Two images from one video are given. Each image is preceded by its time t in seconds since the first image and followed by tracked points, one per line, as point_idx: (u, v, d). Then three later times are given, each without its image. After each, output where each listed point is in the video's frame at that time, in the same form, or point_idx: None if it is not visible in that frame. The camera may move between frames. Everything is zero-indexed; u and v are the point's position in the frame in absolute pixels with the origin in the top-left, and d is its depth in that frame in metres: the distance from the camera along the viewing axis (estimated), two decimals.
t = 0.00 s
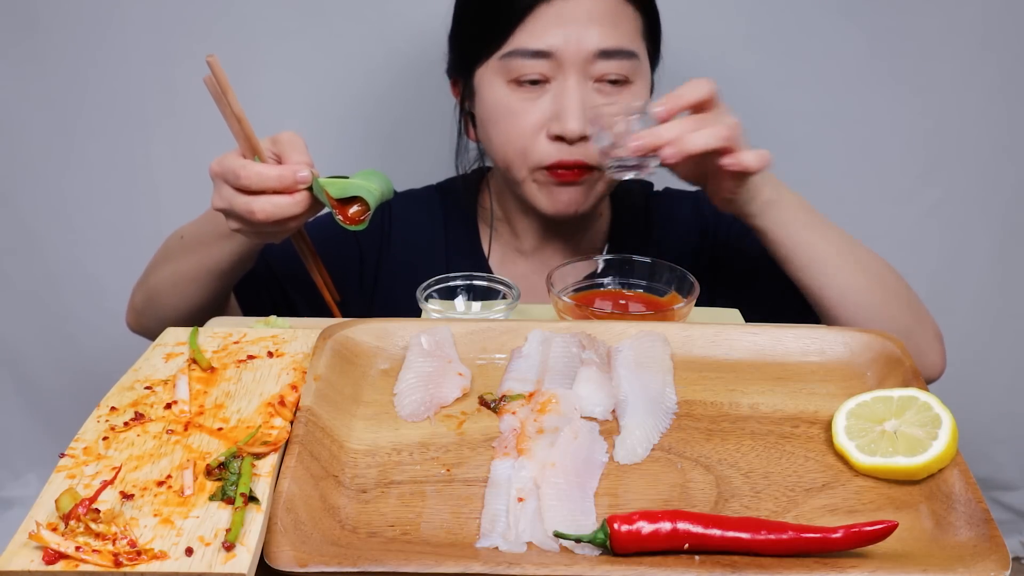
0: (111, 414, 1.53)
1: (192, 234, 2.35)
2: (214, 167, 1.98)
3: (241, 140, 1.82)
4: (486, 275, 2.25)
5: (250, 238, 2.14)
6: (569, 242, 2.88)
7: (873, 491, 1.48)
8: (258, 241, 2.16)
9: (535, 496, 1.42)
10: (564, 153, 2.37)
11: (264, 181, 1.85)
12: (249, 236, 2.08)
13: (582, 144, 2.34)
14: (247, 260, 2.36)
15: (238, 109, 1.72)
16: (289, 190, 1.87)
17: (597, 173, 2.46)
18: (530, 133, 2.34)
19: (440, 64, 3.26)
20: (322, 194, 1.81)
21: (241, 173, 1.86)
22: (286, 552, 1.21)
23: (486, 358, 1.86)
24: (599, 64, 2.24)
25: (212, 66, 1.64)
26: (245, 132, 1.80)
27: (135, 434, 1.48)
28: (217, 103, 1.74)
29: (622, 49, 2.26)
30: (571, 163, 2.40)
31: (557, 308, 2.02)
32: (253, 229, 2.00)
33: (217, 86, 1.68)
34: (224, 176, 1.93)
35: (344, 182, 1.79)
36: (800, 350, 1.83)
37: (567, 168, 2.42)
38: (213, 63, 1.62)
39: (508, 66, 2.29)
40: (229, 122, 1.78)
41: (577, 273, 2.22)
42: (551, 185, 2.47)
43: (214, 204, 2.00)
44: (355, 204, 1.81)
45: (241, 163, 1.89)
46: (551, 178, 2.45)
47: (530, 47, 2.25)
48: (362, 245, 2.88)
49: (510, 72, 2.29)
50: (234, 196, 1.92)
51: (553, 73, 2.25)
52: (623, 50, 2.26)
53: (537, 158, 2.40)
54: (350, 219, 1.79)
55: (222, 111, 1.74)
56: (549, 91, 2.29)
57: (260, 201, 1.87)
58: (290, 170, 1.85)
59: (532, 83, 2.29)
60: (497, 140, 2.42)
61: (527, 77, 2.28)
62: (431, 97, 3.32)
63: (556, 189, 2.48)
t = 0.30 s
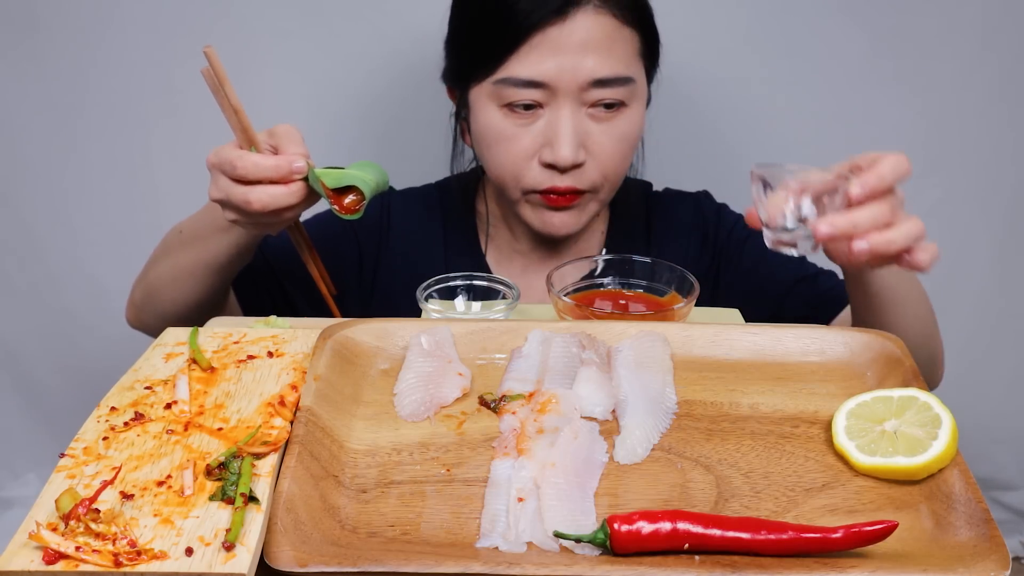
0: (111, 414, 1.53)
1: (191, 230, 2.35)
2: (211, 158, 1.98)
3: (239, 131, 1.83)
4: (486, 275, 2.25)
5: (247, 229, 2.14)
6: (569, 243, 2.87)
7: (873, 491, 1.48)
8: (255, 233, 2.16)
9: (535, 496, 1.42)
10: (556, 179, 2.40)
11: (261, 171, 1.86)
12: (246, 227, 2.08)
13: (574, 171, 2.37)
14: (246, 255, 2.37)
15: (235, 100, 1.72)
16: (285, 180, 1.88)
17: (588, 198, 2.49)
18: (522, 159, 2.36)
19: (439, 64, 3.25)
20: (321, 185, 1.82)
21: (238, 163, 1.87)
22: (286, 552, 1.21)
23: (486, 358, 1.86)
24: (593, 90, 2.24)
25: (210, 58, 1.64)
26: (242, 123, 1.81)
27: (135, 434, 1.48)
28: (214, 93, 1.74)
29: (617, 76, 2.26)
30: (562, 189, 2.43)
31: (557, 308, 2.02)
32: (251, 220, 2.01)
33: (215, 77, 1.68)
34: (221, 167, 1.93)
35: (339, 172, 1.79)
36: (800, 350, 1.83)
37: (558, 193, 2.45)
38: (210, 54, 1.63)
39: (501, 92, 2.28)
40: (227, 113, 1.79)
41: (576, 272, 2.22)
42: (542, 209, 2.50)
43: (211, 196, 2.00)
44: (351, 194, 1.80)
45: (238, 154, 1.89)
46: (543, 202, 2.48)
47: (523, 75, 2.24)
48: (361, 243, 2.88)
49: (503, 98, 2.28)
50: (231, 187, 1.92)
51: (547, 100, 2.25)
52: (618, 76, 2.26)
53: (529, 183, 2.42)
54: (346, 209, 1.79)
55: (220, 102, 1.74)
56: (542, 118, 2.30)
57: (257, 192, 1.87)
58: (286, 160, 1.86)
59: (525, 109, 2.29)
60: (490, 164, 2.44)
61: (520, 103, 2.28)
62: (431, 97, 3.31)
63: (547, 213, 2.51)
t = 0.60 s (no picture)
0: (111, 414, 1.53)
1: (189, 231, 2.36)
2: (209, 163, 1.98)
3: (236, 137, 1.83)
4: (486, 275, 2.25)
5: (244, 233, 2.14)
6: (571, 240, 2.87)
7: (873, 491, 1.48)
8: (252, 237, 2.16)
9: (535, 496, 1.42)
10: (552, 177, 2.41)
11: (258, 178, 1.86)
12: (244, 232, 2.08)
13: (570, 168, 2.38)
14: (245, 256, 2.37)
15: (231, 107, 1.72)
16: (282, 186, 1.88)
17: (585, 195, 2.50)
18: (518, 158, 2.37)
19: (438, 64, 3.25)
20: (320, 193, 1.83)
21: (234, 168, 1.87)
22: (286, 552, 1.21)
23: (486, 358, 1.86)
24: (589, 88, 2.25)
25: (208, 64, 1.64)
26: (240, 129, 1.79)
27: (135, 434, 1.48)
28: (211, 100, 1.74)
29: (613, 73, 2.26)
30: (558, 186, 2.44)
31: (557, 308, 2.02)
32: (248, 225, 2.01)
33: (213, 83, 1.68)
34: (219, 173, 1.93)
35: (336, 178, 1.79)
36: (800, 350, 1.83)
37: (554, 191, 2.46)
38: (207, 61, 1.63)
39: (496, 90, 2.29)
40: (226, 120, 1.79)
41: (576, 273, 2.22)
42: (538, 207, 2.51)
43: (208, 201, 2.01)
44: (349, 200, 1.83)
45: (236, 160, 1.89)
46: (539, 200, 2.49)
47: (518, 72, 2.24)
48: (360, 243, 2.88)
49: (499, 96, 2.28)
50: (228, 193, 1.93)
51: (542, 98, 2.26)
52: (613, 74, 2.26)
53: (525, 182, 2.43)
54: (344, 215, 1.81)
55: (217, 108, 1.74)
56: (537, 115, 2.30)
57: (254, 198, 1.87)
58: (283, 165, 1.86)
59: (520, 107, 2.29)
60: (487, 163, 2.45)
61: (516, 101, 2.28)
62: (430, 97, 3.31)
63: (544, 211, 2.52)
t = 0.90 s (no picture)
0: (111, 414, 1.53)
1: (192, 232, 2.35)
2: (212, 164, 1.98)
3: (239, 138, 1.82)
4: (486, 275, 2.25)
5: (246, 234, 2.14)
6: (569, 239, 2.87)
7: (873, 491, 1.48)
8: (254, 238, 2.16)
9: (535, 496, 1.42)
10: (536, 171, 2.40)
11: (262, 179, 1.85)
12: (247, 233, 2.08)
13: (554, 162, 2.37)
14: (247, 256, 2.37)
15: (235, 107, 1.72)
16: (286, 186, 1.88)
17: (570, 191, 2.48)
18: (502, 151, 2.37)
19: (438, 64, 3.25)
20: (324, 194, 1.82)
21: (238, 170, 1.86)
22: (286, 552, 1.21)
23: (486, 358, 1.86)
24: (574, 81, 2.24)
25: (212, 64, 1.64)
26: (243, 128, 1.80)
27: (135, 434, 1.48)
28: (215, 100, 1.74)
29: (598, 67, 2.25)
30: (542, 181, 2.43)
31: (557, 308, 2.02)
32: (251, 226, 2.01)
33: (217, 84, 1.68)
34: (222, 173, 1.93)
35: (340, 178, 1.80)
36: (800, 350, 1.83)
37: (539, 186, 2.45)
38: (211, 60, 1.62)
39: (482, 83, 2.29)
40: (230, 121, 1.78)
41: (576, 273, 2.22)
42: (525, 201, 2.50)
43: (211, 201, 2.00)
44: (354, 200, 1.82)
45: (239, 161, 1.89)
46: (525, 195, 2.48)
47: (503, 64, 2.24)
48: (361, 244, 2.88)
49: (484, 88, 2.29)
50: (232, 194, 1.92)
51: (526, 91, 2.26)
52: (598, 68, 2.25)
53: (510, 175, 2.43)
54: (350, 215, 1.81)
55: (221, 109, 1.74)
56: (522, 108, 2.29)
57: (258, 199, 1.87)
58: (287, 167, 1.86)
59: (505, 100, 2.29)
60: (474, 155, 2.45)
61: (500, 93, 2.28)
62: (430, 97, 3.31)
63: (530, 206, 2.51)
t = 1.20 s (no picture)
0: (111, 414, 1.53)
1: (195, 236, 2.34)
2: (224, 171, 1.97)
3: (251, 144, 1.82)
4: (486, 275, 2.25)
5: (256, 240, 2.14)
6: (569, 237, 2.86)
7: (873, 491, 1.48)
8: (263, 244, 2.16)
9: (535, 496, 1.42)
10: (520, 164, 2.38)
11: (276, 186, 1.85)
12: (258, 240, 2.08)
13: (538, 156, 2.35)
14: (251, 261, 2.37)
15: (248, 115, 1.71)
16: (300, 195, 1.87)
17: (556, 187, 2.45)
18: (487, 144, 2.36)
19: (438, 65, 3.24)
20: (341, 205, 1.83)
21: (252, 177, 1.86)
22: (286, 552, 1.21)
23: (486, 358, 1.86)
24: (559, 75, 2.24)
25: (225, 72, 1.64)
26: (256, 135, 1.80)
27: (135, 434, 1.48)
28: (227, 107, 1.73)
29: (584, 62, 2.25)
30: (527, 176, 2.41)
31: (557, 308, 2.02)
32: (263, 233, 2.01)
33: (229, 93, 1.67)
34: (234, 181, 1.92)
35: (356, 185, 1.83)
36: (800, 350, 1.83)
37: (524, 182, 2.43)
38: (225, 68, 1.62)
39: (471, 75, 2.32)
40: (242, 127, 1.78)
41: (577, 273, 2.22)
42: (510, 197, 2.48)
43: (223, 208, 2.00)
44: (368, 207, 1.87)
45: (253, 169, 1.88)
46: (511, 190, 2.46)
47: (491, 57, 2.27)
48: (362, 245, 2.88)
49: (472, 80, 2.31)
50: (245, 202, 1.92)
51: (512, 84, 2.27)
52: (584, 62, 2.25)
53: (494, 169, 2.42)
54: (366, 221, 1.85)
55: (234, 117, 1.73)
56: (508, 102, 2.30)
57: (271, 207, 1.87)
58: (302, 174, 1.84)
59: (493, 93, 2.30)
60: (464, 148, 2.46)
61: (487, 86, 2.30)
62: (430, 97, 3.31)
63: (515, 202, 2.49)
